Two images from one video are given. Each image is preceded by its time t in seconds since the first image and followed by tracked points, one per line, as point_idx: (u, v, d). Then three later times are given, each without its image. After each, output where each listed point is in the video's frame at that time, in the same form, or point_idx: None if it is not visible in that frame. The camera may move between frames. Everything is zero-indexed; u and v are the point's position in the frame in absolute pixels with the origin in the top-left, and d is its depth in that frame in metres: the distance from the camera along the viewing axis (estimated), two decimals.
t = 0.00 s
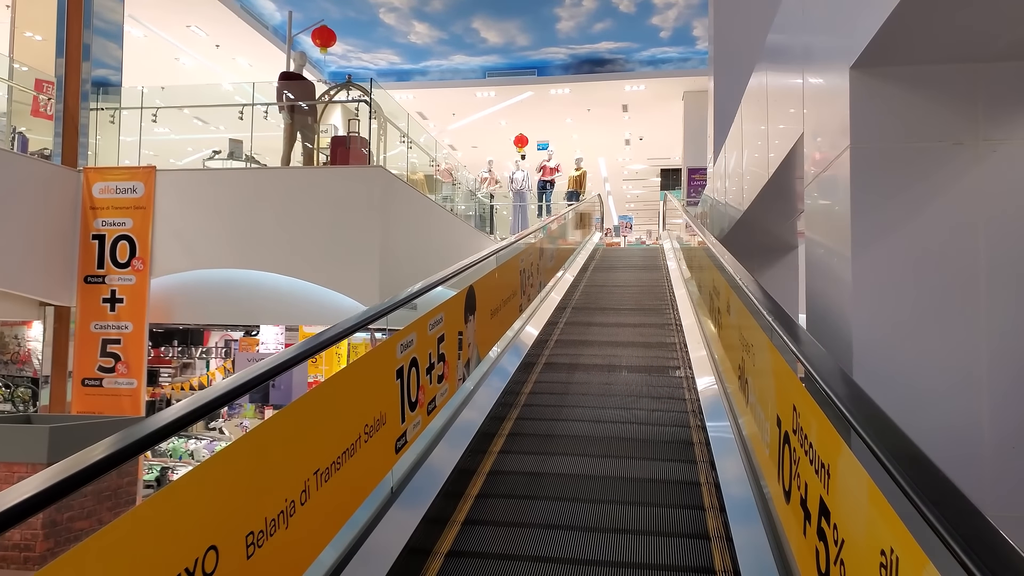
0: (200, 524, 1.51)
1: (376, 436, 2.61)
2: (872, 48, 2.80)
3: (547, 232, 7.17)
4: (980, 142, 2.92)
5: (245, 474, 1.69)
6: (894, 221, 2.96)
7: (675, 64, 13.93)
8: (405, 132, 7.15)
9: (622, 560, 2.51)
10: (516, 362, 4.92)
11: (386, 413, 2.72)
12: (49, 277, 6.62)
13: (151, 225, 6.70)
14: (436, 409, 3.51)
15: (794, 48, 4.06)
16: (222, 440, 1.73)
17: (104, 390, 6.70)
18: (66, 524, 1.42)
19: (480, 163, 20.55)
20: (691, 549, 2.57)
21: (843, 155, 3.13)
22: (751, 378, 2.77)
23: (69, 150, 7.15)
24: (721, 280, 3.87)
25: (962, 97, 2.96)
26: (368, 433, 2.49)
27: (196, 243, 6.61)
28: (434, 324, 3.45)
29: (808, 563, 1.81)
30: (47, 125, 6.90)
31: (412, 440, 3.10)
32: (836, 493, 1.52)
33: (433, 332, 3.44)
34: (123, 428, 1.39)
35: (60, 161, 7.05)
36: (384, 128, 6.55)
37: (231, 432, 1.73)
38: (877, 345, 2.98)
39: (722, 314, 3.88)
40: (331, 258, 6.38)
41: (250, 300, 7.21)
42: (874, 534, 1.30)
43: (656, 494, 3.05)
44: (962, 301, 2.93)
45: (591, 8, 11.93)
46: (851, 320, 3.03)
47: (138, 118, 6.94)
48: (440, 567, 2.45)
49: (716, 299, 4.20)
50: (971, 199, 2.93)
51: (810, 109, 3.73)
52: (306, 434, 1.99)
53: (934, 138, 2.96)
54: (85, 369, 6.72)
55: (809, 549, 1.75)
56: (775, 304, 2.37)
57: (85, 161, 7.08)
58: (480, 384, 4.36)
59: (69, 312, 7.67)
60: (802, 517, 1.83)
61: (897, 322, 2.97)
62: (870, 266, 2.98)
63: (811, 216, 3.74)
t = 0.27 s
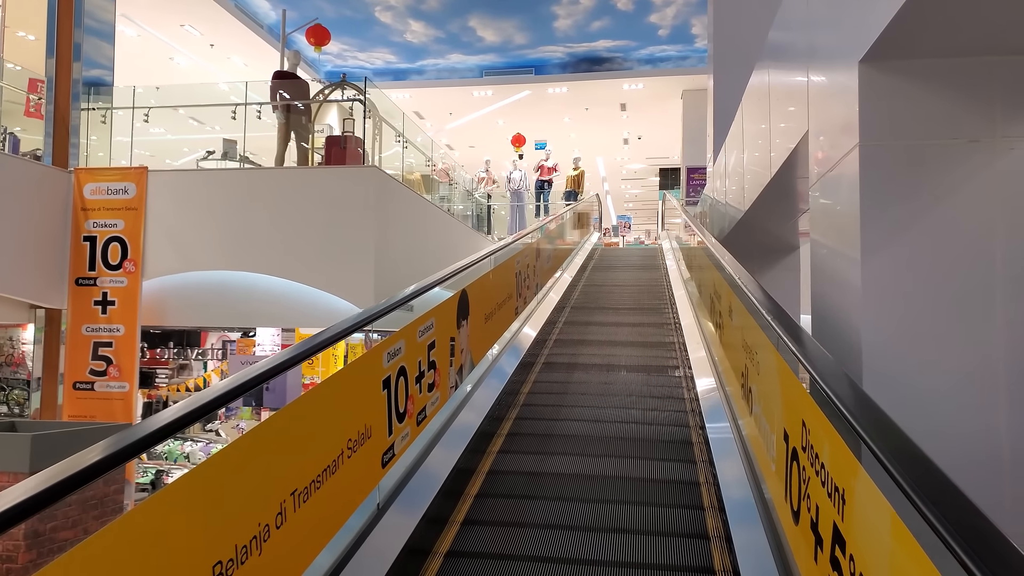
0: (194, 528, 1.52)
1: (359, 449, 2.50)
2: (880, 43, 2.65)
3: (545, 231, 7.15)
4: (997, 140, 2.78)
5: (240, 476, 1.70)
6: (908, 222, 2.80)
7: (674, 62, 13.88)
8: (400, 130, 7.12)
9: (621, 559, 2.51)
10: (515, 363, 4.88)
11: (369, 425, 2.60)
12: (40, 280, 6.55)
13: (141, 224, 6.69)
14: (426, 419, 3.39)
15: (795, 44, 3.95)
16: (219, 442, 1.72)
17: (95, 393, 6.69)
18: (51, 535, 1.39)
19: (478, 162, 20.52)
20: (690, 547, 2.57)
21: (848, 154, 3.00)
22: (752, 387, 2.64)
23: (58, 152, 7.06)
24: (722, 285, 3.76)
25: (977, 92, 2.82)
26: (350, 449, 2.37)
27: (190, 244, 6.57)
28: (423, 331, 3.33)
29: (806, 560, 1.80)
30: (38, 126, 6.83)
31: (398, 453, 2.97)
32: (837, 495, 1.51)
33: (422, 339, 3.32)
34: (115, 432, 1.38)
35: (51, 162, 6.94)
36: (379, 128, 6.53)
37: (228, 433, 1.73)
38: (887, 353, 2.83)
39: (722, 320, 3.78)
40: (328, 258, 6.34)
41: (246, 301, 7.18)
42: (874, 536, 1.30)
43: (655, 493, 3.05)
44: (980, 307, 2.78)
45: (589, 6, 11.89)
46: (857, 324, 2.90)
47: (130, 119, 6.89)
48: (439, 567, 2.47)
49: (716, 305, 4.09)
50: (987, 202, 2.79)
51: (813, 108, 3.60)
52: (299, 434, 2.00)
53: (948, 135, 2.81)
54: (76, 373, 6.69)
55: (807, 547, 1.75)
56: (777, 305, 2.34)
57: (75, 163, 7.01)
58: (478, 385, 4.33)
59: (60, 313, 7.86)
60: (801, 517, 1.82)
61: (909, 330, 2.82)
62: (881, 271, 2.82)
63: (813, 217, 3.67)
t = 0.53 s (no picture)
0: (194, 530, 1.51)
1: (343, 466, 2.31)
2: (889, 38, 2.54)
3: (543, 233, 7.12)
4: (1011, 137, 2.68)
5: (242, 477, 1.69)
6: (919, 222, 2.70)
7: (672, 62, 13.85)
8: (395, 131, 7.09)
9: (618, 560, 2.51)
10: (512, 365, 4.84)
11: (352, 441, 2.39)
12: (28, 280, 6.46)
13: (132, 227, 6.56)
14: (414, 430, 3.21)
15: (797, 43, 3.86)
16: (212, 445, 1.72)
17: (84, 398, 6.52)
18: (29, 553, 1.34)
19: (475, 163, 20.49)
20: (687, 548, 2.57)
21: (855, 154, 2.90)
22: (755, 397, 2.51)
23: (46, 152, 7.06)
24: (722, 290, 3.65)
25: (991, 89, 2.71)
26: (331, 466, 2.17)
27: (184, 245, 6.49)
28: (411, 339, 3.16)
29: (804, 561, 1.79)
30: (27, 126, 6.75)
31: (385, 468, 2.79)
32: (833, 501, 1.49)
33: (412, 347, 3.16)
34: (108, 435, 1.41)
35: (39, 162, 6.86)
36: (374, 128, 6.47)
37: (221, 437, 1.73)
38: (899, 359, 2.72)
39: (723, 326, 3.67)
40: (324, 259, 6.29)
41: (240, 303, 7.14)
42: (870, 541, 1.28)
43: (653, 494, 3.05)
44: (993, 313, 2.68)
45: (586, 6, 11.86)
46: (862, 329, 2.81)
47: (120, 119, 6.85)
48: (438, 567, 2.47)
49: (717, 310, 3.96)
50: (1000, 202, 2.69)
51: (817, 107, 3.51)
52: (299, 436, 1.99)
53: (960, 134, 2.71)
54: (64, 378, 6.52)
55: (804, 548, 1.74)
56: (777, 308, 2.31)
57: (64, 163, 6.94)
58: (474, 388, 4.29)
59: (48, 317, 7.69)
60: (799, 520, 1.81)
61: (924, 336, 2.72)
62: (890, 274, 2.72)
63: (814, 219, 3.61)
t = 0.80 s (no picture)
0: (171, 538, 1.55)
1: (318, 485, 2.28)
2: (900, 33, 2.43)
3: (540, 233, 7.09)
4: None
5: (221, 484, 1.73)
6: (934, 226, 2.57)
7: (670, 62, 13.83)
8: (389, 130, 7.06)
9: (615, 561, 2.50)
10: (508, 366, 4.80)
11: (331, 457, 2.38)
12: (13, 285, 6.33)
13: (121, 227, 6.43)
14: (399, 444, 3.09)
15: (801, 41, 3.75)
16: (205, 447, 1.72)
17: (71, 402, 6.47)
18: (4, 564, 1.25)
19: (470, 163, 20.45)
20: (683, 548, 2.57)
21: (861, 155, 2.79)
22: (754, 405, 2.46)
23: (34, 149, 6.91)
24: (722, 297, 3.54)
25: (1007, 90, 2.58)
26: (304, 487, 2.15)
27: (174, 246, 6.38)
28: (394, 350, 3.04)
29: None
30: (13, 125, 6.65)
31: (366, 485, 2.71)
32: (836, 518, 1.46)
33: (396, 357, 3.05)
34: (103, 435, 1.43)
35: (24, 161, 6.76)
36: (367, 127, 6.50)
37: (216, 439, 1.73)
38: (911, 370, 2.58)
39: (721, 334, 3.58)
40: (316, 261, 6.22)
41: (231, 305, 7.15)
42: (879, 562, 1.24)
43: (648, 494, 3.05)
44: (1012, 324, 2.55)
45: (583, 6, 11.83)
46: (867, 336, 2.72)
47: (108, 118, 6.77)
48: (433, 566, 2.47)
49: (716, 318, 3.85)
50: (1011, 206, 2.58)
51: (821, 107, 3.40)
52: (280, 437, 2.03)
53: (976, 134, 2.58)
54: (51, 381, 6.48)
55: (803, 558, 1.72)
56: (778, 315, 2.25)
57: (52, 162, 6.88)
58: (469, 390, 4.25)
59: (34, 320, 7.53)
60: (797, 529, 1.79)
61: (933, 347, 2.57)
62: (902, 283, 2.59)
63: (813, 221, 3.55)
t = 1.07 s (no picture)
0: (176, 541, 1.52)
1: (293, 506, 2.05)
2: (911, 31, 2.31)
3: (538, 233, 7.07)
4: None
5: (224, 484, 1.69)
6: (951, 232, 2.43)
7: (668, 60, 13.80)
8: (383, 130, 7.06)
9: (613, 560, 2.48)
10: (505, 367, 4.76)
11: (308, 475, 2.15)
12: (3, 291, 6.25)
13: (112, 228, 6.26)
14: (385, 458, 2.90)
15: (804, 39, 3.65)
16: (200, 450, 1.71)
17: (62, 407, 6.23)
18: None
19: (467, 163, 20.42)
20: (682, 548, 2.56)
21: (868, 156, 2.69)
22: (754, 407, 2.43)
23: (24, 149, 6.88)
24: (722, 301, 3.47)
25: None
26: (279, 508, 1.95)
27: (169, 246, 6.35)
28: (379, 359, 2.85)
29: None
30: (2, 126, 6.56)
31: (348, 503, 2.51)
32: (851, 544, 1.35)
33: (384, 365, 2.90)
34: (94, 438, 1.41)
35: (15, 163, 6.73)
36: (361, 126, 6.53)
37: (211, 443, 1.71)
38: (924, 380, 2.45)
39: (723, 339, 3.48)
40: (311, 262, 6.17)
41: (220, 309, 7.18)
42: (879, 568, 1.21)
43: (647, 494, 3.03)
44: None
45: (580, 4, 11.81)
46: (873, 341, 2.64)
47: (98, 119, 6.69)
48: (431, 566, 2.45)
49: (717, 324, 3.74)
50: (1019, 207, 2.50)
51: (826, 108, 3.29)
52: (283, 438, 1.99)
53: (993, 131, 2.45)
54: (41, 386, 6.25)
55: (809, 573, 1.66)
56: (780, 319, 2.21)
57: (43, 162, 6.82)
58: (467, 391, 4.22)
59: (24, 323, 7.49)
60: (799, 533, 1.76)
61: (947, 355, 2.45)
62: (915, 288, 2.46)
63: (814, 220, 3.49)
